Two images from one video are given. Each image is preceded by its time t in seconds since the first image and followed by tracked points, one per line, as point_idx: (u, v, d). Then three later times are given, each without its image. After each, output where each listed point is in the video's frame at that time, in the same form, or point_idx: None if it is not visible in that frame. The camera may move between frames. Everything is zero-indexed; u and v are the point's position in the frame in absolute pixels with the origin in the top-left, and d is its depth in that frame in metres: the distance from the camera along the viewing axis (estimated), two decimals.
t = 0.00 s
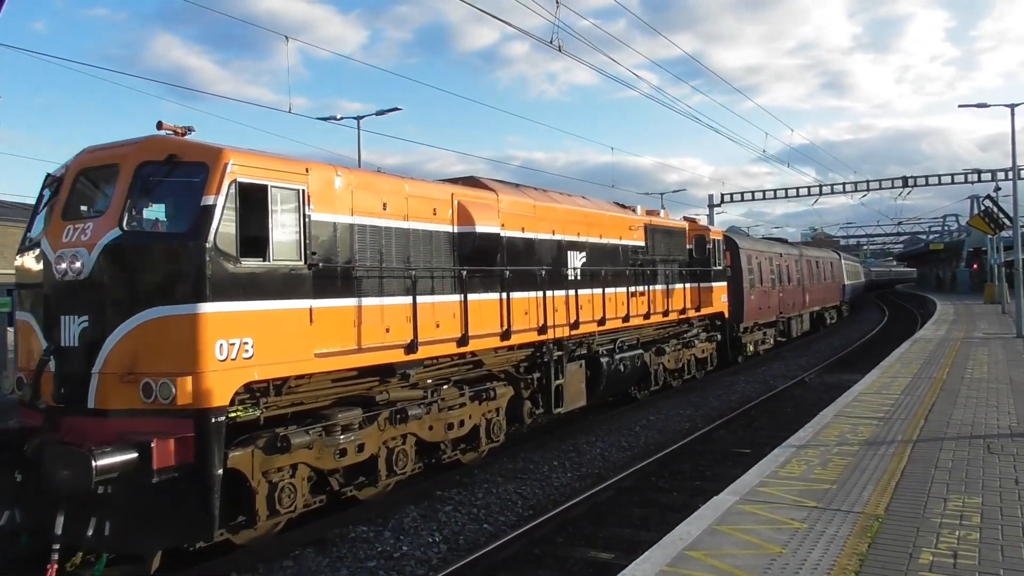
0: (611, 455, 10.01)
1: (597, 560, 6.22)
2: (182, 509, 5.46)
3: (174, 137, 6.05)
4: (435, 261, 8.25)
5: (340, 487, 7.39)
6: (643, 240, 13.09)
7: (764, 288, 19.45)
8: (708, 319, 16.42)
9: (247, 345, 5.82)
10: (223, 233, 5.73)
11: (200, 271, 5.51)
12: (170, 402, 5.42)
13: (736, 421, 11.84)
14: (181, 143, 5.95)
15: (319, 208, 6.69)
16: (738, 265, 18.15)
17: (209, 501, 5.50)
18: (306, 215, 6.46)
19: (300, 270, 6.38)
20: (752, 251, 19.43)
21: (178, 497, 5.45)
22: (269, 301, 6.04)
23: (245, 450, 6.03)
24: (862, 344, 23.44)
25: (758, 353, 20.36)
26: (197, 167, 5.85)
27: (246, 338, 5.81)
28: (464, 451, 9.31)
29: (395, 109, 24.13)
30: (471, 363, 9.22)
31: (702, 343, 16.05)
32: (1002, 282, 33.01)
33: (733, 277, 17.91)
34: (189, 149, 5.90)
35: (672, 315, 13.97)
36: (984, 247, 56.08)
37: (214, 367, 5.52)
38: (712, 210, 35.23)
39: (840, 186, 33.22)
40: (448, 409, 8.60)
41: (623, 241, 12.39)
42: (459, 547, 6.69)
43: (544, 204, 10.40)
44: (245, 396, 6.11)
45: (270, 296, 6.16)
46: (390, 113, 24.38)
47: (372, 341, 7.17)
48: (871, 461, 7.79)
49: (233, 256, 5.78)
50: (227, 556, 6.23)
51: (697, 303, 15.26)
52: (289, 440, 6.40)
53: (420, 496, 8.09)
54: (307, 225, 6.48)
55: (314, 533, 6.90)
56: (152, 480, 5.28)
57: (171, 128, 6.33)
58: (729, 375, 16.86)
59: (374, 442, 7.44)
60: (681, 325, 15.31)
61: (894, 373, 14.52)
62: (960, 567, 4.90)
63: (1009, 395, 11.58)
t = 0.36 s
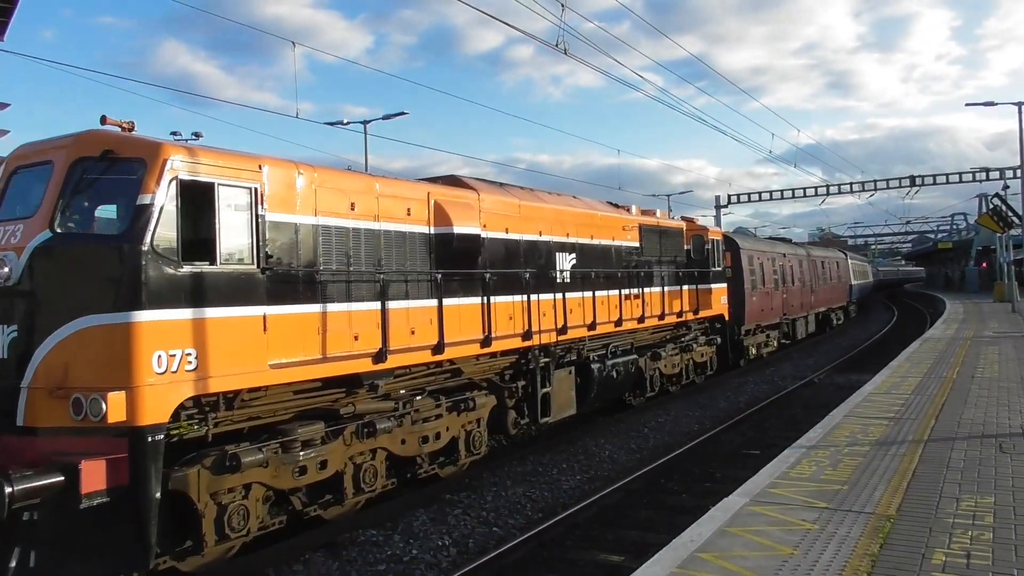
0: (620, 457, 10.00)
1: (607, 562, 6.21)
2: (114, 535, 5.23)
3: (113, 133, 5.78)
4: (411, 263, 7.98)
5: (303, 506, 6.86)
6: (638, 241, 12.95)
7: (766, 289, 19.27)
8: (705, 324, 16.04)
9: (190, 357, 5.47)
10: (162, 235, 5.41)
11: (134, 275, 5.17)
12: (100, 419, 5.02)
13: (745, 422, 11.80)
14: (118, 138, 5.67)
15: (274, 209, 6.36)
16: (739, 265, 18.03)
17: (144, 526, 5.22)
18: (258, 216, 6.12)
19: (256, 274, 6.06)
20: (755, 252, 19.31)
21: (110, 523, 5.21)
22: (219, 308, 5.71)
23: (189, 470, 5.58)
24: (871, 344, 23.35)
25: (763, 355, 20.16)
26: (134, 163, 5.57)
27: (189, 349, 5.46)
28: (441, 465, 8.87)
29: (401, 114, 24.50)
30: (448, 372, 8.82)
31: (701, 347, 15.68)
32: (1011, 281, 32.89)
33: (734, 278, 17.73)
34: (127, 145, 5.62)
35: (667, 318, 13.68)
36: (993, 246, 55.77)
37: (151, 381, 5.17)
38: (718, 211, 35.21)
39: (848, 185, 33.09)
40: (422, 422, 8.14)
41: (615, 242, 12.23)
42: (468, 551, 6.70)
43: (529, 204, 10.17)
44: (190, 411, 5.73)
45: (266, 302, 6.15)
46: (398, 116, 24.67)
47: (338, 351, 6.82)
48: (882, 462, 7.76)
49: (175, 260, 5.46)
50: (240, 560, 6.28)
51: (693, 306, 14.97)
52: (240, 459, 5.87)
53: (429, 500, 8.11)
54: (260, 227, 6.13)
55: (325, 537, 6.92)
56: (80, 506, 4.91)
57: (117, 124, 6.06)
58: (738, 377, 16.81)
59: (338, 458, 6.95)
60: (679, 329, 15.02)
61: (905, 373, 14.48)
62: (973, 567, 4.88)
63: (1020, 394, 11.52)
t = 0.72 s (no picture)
0: (622, 459, 9.99)
1: (610, 565, 6.20)
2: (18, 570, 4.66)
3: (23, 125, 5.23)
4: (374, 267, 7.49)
5: (248, 531, 6.26)
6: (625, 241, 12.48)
7: (761, 289, 19.04)
8: (695, 327, 15.54)
9: (109, 372, 4.91)
10: (75, 237, 4.88)
11: (42, 281, 4.65)
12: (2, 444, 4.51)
13: (746, 423, 11.77)
14: (27, 131, 5.11)
15: (213, 208, 5.87)
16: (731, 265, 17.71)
17: (51, 561, 4.64)
18: (191, 214, 5.61)
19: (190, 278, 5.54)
20: (750, 252, 19.10)
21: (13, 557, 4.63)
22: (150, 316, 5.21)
23: (110, 497, 5.01)
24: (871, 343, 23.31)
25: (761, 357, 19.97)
26: (44, 159, 5.00)
27: (107, 363, 4.90)
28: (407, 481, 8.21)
29: (400, 116, 23.93)
30: (414, 383, 8.15)
31: (691, 351, 15.22)
32: (1011, 278, 32.84)
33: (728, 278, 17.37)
34: (35, 139, 5.05)
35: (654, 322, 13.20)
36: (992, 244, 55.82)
37: (61, 400, 4.62)
38: (716, 213, 35.09)
39: (846, 184, 33.08)
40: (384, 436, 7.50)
41: (599, 242, 11.75)
42: (471, 554, 6.69)
43: (507, 203, 9.69)
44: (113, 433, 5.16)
45: (250, 307, 6.04)
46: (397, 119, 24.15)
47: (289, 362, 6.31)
48: (884, 461, 7.76)
49: (91, 265, 4.93)
50: (247, 566, 6.31)
51: (682, 308, 14.51)
52: (167, 483, 5.30)
53: (432, 503, 8.12)
54: (192, 226, 5.61)
55: (328, 542, 6.93)
56: None
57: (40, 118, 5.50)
58: (739, 377, 16.79)
59: (286, 479, 6.34)
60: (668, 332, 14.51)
61: (906, 371, 14.50)
62: (977, 566, 4.88)
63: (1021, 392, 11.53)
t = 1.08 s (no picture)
0: (617, 461, 10.01)
1: (606, 567, 6.21)
2: None
3: None
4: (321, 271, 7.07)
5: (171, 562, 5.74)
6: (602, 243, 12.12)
7: (747, 293, 18.83)
8: (676, 329, 15.16)
9: None
10: None
11: None
12: None
13: (740, 425, 11.81)
14: None
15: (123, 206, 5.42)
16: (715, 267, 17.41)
17: None
18: (94, 215, 5.13)
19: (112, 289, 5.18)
20: (736, 254, 18.91)
21: None
22: (89, 327, 4.95)
23: None
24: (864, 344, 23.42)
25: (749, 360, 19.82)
26: None
27: None
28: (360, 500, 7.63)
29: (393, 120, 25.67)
30: (365, 395, 7.66)
31: (672, 357, 14.80)
32: (1002, 279, 33.01)
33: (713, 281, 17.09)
34: None
35: (633, 327, 12.80)
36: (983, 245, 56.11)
37: None
38: (709, 215, 35.21)
39: (838, 187, 33.24)
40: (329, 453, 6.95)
41: (574, 244, 11.36)
42: (466, 558, 6.69)
43: (471, 202, 9.29)
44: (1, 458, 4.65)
45: (176, 315, 5.67)
46: (390, 121, 25.78)
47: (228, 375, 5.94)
48: (877, 462, 7.79)
49: None
50: (244, 570, 6.31)
51: (663, 312, 14.08)
52: (65, 515, 4.78)
53: (427, 507, 8.11)
54: (97, 228, 5.13)
55: (324, 547, 6.92)
56: None
57: None
58: (733, 379, 16.81)
59: (210, 504, 5.78)
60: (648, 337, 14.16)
61: (898, 372, 14.58)
62: (970, 566, 4.91)
63: (1012, 392, 11.60)
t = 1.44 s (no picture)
0: (610, 463, 10.02)
1: (598, 569, 6.22)
2: None
3: None
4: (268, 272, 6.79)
5: None
6: (577, 244, 11.89)
7: (733, 296, 18.49)
8: (655, 333, 14.70)
9: None
10: None
11: None
12: None
13: (733, 427, 11.83)
14: None
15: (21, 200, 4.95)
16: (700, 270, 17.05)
17: None
18: None
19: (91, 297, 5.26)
20: (724, 256, 18.59)
21: None
22: (66, 330, 5.02)
23: None
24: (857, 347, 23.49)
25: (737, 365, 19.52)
26: None
27: None
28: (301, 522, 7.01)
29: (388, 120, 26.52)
30: (306, 407, 7.09)
31: (650, 364, 14.33)
32: (994, 282, 33.12)
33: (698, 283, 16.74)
34: None
35: (607, 333, 12.40)
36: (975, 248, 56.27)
37: None
38: (703, 218, 35.33)
39: (831, 190, 33.19)
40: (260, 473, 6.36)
41: (546, 245, 11.12)
42: (459, 560, 6.68)
43: (432, 200, 8.95)
44: None
45: (74, 321, 5.10)
46: (385, 123, 26.66)
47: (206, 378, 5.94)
48: (869, 464, 7.83)
49: None
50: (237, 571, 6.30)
51: (640, 316, 13.68)
52: None
53: (420, 509, 8.10)
54: None
55: (317, 549, 6.91)
56: None
57: None
58: (725, 382, 16.80)
59: (116, 533, 5.20)
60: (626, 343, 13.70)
61: (891, 375, 14.64)
62: (960, 568, 4.93)
63: (1004, 395, 11.65)
